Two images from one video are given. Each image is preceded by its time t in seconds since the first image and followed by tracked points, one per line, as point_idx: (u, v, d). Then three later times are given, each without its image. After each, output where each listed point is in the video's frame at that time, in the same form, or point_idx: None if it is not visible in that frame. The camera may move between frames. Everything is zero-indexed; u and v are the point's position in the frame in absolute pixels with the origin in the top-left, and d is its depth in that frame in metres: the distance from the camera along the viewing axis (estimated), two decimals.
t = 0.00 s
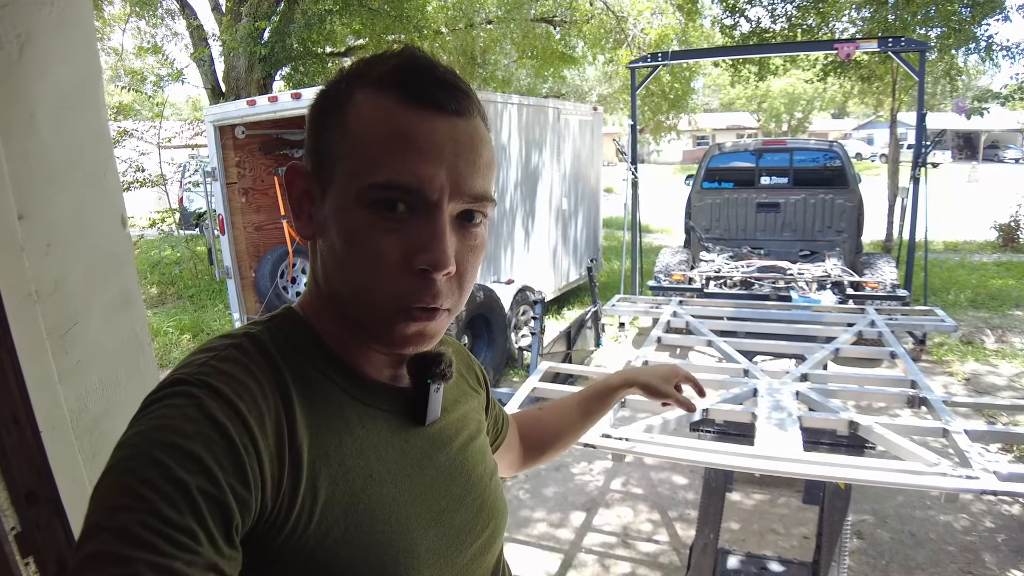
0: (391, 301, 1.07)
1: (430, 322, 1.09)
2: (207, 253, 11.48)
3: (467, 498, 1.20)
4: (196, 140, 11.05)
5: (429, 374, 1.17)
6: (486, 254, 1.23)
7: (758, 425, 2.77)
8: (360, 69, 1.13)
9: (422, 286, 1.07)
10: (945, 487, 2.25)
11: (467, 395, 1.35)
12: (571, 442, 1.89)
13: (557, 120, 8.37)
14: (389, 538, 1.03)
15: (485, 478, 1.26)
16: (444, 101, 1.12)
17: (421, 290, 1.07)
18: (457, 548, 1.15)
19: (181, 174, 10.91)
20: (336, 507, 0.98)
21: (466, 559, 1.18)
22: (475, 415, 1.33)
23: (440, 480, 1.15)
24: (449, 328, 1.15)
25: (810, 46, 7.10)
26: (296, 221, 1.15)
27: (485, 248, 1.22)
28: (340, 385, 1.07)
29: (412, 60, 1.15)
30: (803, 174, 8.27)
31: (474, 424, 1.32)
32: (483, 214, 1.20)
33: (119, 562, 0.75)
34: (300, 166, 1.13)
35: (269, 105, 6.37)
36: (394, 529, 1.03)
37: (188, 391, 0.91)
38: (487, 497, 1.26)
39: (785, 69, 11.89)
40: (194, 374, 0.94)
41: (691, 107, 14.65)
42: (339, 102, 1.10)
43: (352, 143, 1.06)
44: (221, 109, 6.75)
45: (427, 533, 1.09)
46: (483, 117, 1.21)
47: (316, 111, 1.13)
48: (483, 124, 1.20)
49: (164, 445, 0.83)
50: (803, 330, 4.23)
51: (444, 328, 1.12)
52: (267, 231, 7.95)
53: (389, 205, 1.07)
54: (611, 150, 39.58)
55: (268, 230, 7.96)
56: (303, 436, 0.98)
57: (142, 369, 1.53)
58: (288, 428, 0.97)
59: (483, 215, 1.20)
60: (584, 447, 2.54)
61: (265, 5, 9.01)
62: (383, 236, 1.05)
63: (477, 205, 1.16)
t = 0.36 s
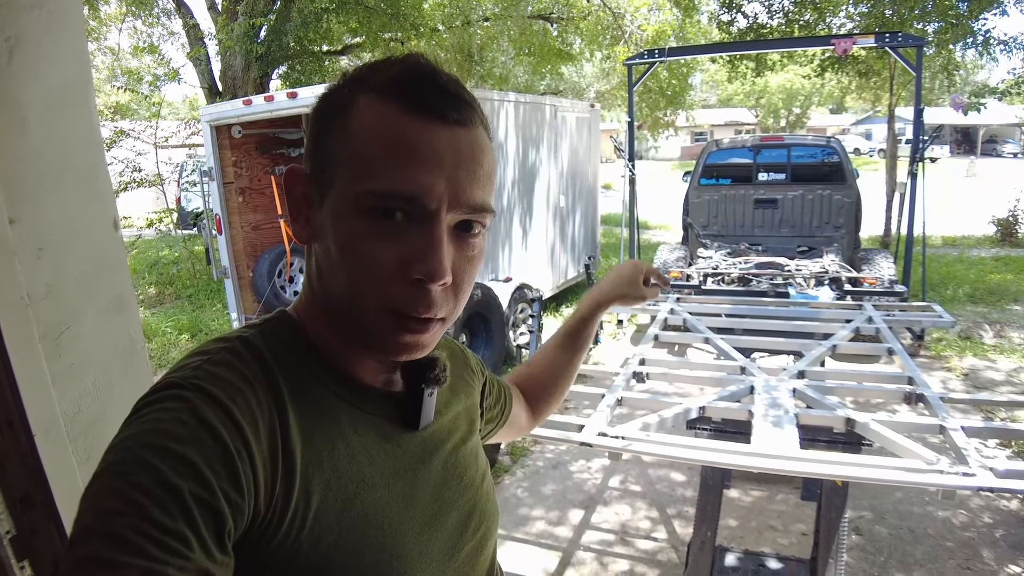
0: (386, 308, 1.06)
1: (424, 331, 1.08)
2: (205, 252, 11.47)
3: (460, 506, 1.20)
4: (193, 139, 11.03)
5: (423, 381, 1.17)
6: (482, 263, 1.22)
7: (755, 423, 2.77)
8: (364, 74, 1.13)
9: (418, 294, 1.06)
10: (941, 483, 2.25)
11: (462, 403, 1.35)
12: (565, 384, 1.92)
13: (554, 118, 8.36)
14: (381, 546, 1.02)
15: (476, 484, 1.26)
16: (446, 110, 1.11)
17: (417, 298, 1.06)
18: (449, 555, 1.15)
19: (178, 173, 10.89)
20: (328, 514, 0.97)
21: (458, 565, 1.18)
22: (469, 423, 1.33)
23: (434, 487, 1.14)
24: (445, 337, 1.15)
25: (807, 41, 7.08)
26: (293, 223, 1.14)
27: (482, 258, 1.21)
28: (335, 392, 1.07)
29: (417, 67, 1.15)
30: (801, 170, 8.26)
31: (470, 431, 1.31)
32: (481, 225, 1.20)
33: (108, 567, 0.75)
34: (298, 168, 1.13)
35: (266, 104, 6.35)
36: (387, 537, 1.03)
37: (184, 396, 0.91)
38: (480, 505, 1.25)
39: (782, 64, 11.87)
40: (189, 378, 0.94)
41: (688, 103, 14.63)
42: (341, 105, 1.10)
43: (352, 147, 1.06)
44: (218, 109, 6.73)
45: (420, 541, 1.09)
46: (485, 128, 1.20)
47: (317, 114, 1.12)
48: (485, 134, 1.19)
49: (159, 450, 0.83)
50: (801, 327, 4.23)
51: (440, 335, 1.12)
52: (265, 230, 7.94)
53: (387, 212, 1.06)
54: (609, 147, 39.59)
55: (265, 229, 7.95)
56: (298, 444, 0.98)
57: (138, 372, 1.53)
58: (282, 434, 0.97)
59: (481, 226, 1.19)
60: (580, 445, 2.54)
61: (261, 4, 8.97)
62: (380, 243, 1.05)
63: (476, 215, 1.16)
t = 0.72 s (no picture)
0: (378, 306, 1.06)
1: (417, 330, 1.08)
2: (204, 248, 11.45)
3: (458, 501, 1.20)
4: (190, 134, 11.00)
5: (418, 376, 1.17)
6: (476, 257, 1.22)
7: (754, 414, 2.78)
8: (350, 70, 1.12)
9: (411, 292, 1.06)
10: (942, 473, 2.26)
11: (459, 397, 1.35)
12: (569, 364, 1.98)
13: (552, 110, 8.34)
14: (380, 544, 1.03)
15: (475, 479, 1.27)
16: (433, 106, 1.10)
17: (410, 296, 1.06)
18: (450, 551, 1.16)
19: (176, 169, 10.87)
20: (326, 514, 0.98)
21: (458, 559, 1.18)
22: (469, 417, 1.33)
23: (431, 483, 1.15)
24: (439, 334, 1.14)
25: (806, 32, 7.04)
26: (283, 222, 1.13)
27: (475, 252, 1.21)
28: (328, 392, 1.07)
29: (401, 61, 1.14)
30: (800, 161, 8.26)
31: (467, 425, 1.31)
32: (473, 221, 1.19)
33: (105, 572, 0.75)
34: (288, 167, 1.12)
35: (263, 99, 6.33)
36: (385, 534, 1.04)
37: (177, 399, 0.91)
38: (478, 499, 1.26)
39: (780, 55, 11.84)
40: (182, 381, 0.94)
41: (686, 94, 14.60)
42: (327, 102, 1.09)
43: (339, 146, 1.05)
44: (215, 104, 6.71)
45: (419, 537, 1.09)
46: (475, 122, 1.20)
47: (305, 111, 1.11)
48: (476, 128, 1.18)
49: (152, 455, 0.83)
50: (801, 318, 4.23)
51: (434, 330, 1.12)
52: (263, 225, 7.92)
53: (377, 211, 1.06)
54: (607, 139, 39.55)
55: (264, 224, 7.93)
56: (292, 444, 0.98)
57: (140, 367, 1.53)
58: (277, 435, 0.97)
59: (474, 222, 1.19)
60: (582, 437, 2.55)
61: None
62: (370, 242, 1.05)
63: (468, 210, 1.15)
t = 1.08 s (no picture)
0: (378, 290, 1.07)
1: (420, 310, 1.09)
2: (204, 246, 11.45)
3: (467, 494, 1.21)
4: (189, 132, 10.99)
5: (424, 368, 1.18)
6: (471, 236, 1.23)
7: (756, 411, 2.79)
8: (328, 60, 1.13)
9: (410, 272, 1.07)
10: (942, 469, 2.27)
11: (463, 386, 1.35)
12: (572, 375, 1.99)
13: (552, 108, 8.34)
14: (391, 535, 1.03)
15: (483, 472, 1.27)
16: (414, 85, 1.11)
17: (409, 277, 1.07)
18: (461, 540, 1.17)
19: (175, 166, 10.86)
20: (336, 506, 0.98)
21: (468, 550, 1.19)
22: (475, 410, 1.34)
23: (440, 475, 1.15)
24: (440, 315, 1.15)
25: (805, 30, 7.04)
26: (279, 221, 1.14)
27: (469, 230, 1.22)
28: (332, 384, 1.07)
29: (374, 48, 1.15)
30: (799, 159, 8.26)
31: (474, 419, 1.32)
32: (466, 197, 1.20)
33: (119, 568, 0.76)
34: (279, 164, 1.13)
35: (263, 97, 6.32)
36: (395, 525, 1.04)
37: (185, 396, 0.91)
38: (486, 489, 1.27)
39: (780, 53, 11.85)
40: (189, 379, 0.94)
41: (686, 92, 14.59)
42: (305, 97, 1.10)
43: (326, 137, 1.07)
44: (214, 102, 6.70)
45: (430, 531, 1.10)
46: (456, 99, 1.20)
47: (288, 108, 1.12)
48: (457, 105, 1.19)
49: (162, 451, 0.83)
50: (801, 316, 4.24)
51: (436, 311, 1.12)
52: (263, 223, 7.92)
53: (369, 194, 1.07)
54: (606, 137, 39.58)
55: (264, 223, 7.93)
56: (300, 436, 0.98)
57: (145, 364, 1.54)
58: (285, 429, 0.98)
59: (466, 197, 1.19)
60: (584, 434, 2.56)
61: None
62: (365, 227, 1.06)
63: (459, 186, 1.16)
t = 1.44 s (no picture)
0: (365, 287, 1.07)
1: (407, 305, 1.09)
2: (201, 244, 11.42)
3: (459, 493, 1.20)
4: (186, 130, 10.97)
5: (414, 366, 1.17)
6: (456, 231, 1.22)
7: (753, 410, 2.78)
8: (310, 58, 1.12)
9: (394, 268, 1.07)
10: (940, 468, 2.27)
11: (453, 386, 1.35)
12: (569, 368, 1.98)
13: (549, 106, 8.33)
14: (382, 535, 1.03)
15: (475, 471, 1.27)
16: (394, 79, 1.11)
17: (394, 272, 1.07)
18: (452, 540, 1.16)
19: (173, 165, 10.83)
20: (326, 507, 0.98)
21: (460, 551, 1.18)
22: (466, 409, 1.33)
23: (431, 474, 1.15)
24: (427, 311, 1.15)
25: (803, 28, 7.03)
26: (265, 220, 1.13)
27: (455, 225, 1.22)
28: (320, 384, 1.07)
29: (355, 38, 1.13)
30: (797, 157, 8.24)
31: (465, 418, 1.31)
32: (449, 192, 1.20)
33: (108, 570, 0.76)
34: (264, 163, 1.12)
35: (259, 95, 6.30)
36: (386, 524, 1.04)
37: (171, 398, 0.91)
38: (478, 488, 1.26)
39: (777, 51, 11.85)
40: (176, 382, 0.94)
41: (683, 89, 14.57)
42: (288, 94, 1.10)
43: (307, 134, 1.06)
44: (210, 100, 6.69)
45: (422, 531, 1.10)
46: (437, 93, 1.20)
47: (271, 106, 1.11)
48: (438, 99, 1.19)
49: (148, 453, 0.83)
50: (799, 314, 4.25)
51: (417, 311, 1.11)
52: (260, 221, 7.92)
53: (352, 190, 1.06)
54: (604, 136, 39.53)
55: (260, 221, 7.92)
56: (287, 437, 0.98)
57: (141, 363, 1.53)
58: (274, 430, 0.97)
59: (449, 191, 1.19)
60: (581, 432, 2.56)
61: None
62: (350, 223, 1.05)
63: (442, 180, 1.16)
